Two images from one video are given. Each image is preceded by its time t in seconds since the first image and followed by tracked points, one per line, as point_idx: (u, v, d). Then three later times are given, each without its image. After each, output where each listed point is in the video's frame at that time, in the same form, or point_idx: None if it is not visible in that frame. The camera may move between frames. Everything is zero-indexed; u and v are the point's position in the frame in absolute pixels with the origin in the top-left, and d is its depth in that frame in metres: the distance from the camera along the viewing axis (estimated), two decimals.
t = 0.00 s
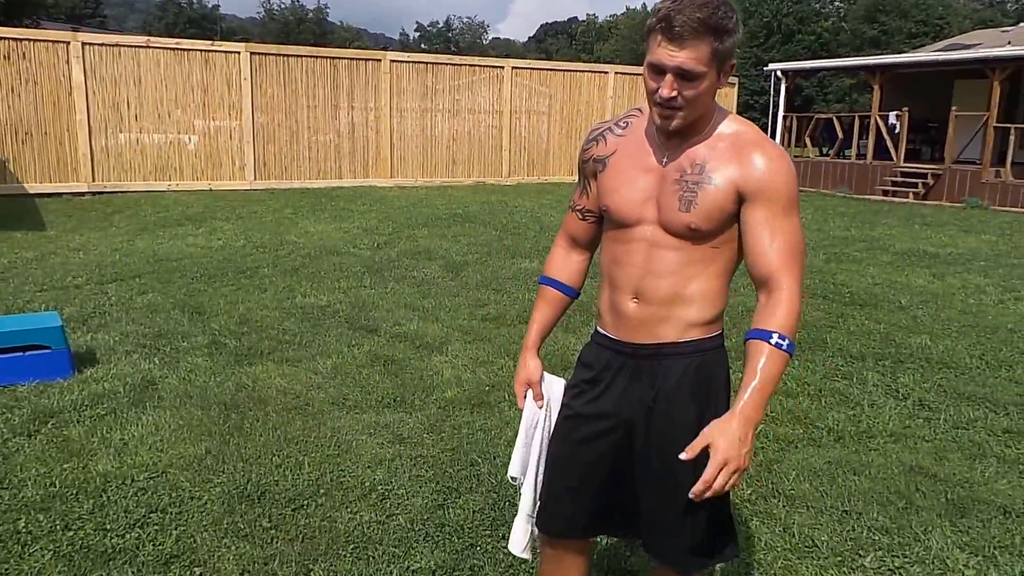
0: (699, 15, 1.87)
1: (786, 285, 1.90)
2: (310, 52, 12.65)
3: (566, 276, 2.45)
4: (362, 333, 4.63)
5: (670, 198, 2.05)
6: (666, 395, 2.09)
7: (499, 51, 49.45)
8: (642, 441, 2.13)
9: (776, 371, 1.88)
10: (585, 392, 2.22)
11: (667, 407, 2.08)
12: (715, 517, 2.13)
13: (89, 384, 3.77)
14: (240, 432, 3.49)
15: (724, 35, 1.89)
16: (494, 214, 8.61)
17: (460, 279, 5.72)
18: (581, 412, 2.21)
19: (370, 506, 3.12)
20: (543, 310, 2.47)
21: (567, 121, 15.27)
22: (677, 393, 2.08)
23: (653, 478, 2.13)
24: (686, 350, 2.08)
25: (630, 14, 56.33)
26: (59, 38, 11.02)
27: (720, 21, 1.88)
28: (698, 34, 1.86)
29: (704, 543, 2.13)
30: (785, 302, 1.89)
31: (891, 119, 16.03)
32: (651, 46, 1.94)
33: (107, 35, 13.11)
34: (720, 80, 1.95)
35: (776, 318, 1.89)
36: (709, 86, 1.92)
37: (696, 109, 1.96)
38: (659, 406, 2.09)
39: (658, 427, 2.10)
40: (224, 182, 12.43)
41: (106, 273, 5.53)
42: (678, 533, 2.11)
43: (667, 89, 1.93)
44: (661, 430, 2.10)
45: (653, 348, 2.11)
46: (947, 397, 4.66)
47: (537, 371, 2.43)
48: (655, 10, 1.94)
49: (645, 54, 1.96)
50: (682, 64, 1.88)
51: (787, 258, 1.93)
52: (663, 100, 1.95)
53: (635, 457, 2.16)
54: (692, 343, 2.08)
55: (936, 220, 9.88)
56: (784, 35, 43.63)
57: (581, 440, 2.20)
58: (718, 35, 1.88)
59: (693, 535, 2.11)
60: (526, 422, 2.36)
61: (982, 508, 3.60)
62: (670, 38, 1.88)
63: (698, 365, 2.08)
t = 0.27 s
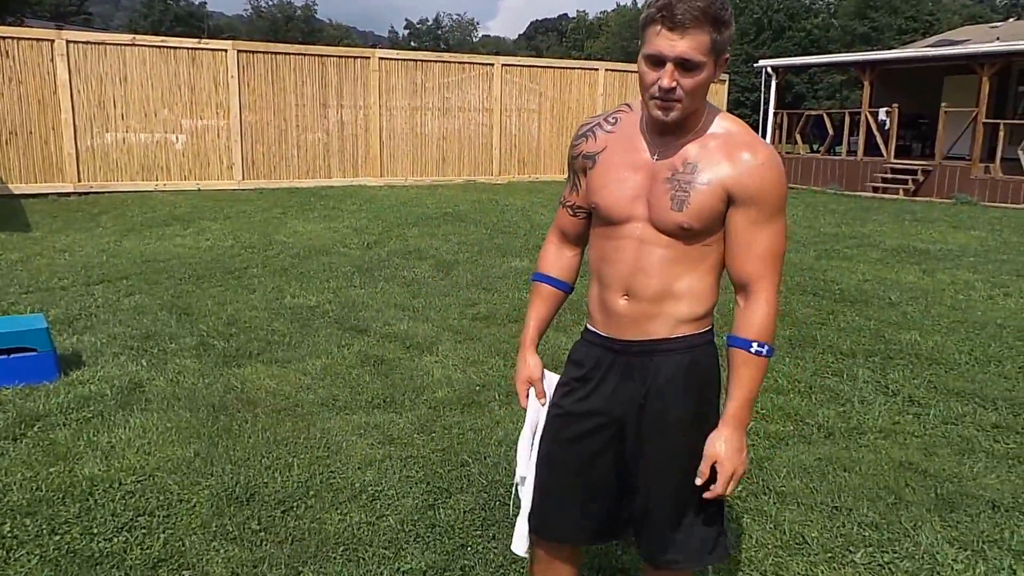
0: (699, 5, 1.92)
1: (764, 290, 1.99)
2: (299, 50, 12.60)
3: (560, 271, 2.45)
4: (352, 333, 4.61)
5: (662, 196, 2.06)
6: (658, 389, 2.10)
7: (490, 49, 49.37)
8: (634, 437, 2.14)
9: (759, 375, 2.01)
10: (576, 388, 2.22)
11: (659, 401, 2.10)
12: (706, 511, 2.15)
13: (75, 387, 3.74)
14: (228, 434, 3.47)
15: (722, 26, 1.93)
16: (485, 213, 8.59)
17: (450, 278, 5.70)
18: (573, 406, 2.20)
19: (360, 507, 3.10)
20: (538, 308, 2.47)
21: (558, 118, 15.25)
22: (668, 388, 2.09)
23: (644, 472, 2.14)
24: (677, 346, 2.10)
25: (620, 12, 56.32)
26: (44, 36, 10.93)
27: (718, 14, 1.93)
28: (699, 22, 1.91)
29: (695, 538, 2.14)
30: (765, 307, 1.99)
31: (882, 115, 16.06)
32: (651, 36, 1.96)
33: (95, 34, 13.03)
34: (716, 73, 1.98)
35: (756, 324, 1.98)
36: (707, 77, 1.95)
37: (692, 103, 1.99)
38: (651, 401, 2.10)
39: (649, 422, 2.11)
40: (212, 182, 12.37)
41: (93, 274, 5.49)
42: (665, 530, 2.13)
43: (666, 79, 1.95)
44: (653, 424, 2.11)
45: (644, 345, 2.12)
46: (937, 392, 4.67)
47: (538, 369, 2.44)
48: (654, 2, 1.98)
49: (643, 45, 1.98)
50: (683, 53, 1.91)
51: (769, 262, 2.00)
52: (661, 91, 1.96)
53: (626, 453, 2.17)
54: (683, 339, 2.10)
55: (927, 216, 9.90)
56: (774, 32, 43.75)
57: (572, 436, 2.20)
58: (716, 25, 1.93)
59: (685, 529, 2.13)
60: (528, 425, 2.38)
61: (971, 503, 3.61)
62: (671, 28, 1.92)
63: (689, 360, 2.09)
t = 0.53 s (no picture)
0: (697, 8, 1.92)
1: (769, 283, 2.00)
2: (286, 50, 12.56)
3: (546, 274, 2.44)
4: (342, 335, 4.59)
5: (655, 196, 2.06)
6: (650, 387, 2.10)
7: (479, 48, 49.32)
8: (626, 436, 2.13)
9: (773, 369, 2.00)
10: (568, 388, 2.21)
11: (651, 399, 2.09)
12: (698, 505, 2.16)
13: (60, 391, 3.70)
14: (217, 438, 3.44)
15: (717, 29, 1.94)
16: (475, 213, 8.58)
17: (441, 279, 5.68)
18: (564, 407, 2.19)
19: (351, 509, 3.09)
20: (523, 309, 2.47)
21: (548, 117, 15.23)
22: (661, 386, 2.09)
23: (637, 471, 2.14)
24: (671, 344, 2.10)
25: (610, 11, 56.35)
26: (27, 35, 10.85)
27: (713, 16, 1.94)
28: (696, 25, 1.91)
29: (687, 532, 2.16)
30: (773, 301, 1.99)
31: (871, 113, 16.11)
32: (647, 38, 1.95)
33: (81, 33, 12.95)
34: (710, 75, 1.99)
35: (766, 318, 1.98)
36: (703, 79, 1.96)
37: (686, 104, 1.99)
38: (643, 400, 2.10)
39: (641, 420, 2.11)
40: (200, 183, 12.30)
41: (79, 277, 5.44)
42: (662, 528, 2.13)
43: (662, 81, 1.95)
44: (645, 423, 2.10)
45: (637, 344, 2.11)
46: (926, 390, 4.69)
47: (520, 372, 2.44)
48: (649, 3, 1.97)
49: (638, 46, 1.97)
50: (681, 55, 1.91)
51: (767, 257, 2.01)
52: (658, 94, 1.95)
53: (618, 452, 2.15)
54: (676, 337, 2.10)
55: (916, 214, 9.93)
56: (764, 30, 43.91)
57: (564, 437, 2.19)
58: (712, 28, 1.93)
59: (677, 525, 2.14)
60: (507, 422, 2.37)
61: (960, 499, 3.61)
62: (669, 30, 1.91)
63: (682, 359, 2.10)
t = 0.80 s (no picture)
0: (680, 5, 1.91)
1: (745, 285, 2.00)
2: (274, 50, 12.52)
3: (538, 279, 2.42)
4: (332, 337, 4.57)
5: (645, 195, 2.05)
6: (642, 388, 2.09)
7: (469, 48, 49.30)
8: (616, 437, 2.13)
9: (739, 369, 2.01)
10: (559, 390, 2.20)
11: (642, 400, 2.09)
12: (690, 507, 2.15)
13: (47, 396, 3.67)
14: (206, 442, 3.42)
15: (702, 25, 1.93)
16: (465, 214, 8.56)
17: (431, 281, 5.67)
18: (556, 409, 2.19)
19: (341, 513, 3.07)
20: (515, 312, 2.43)
21: (538, 117, 15.22)
22: (652, 388, 2.09)
23: (628, 472, 2.13)
24: (662, 345, 2.09)
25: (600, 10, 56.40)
26: (10, 36, 10.77)
27: (698, 12, 1.93)
28: (679, 22, 1.90)
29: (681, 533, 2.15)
30: (750, 302, 1.99)
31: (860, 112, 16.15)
32: (632, 36, 1.95)
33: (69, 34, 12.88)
34: (697, 73, 1.98)
35: (743, 320, 1.98)
36: (688, 76, 1.94)
37: (673, 103, 1.98)
38: (634, 400, 2.10)
39: (633, 421, 2.10)
40: (187, 186, 12.24)
41: (66, 281, 5.41)
42: (655, 528, 2.12)
43: (648, 80, 1.93)
44: (635, 425, 2.10)
45: (629, 344, 2.11)
46: (916, 388, 4.70)
47: (514, 374, 2.41)
48: (633, 3, 1.97)
49: (624, 46, 1.96)
50: (664, 53, 1.90)
51: (755, 257, 2.01)
52: (643, 92, 1.94)
53: (610, 453, 2.15)
54: (668, 337, 2.09)
55: (906, 213, 9.95)
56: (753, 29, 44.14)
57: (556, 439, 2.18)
58: (696, 25, 1.92)
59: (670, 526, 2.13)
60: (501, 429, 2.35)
61: (949, 496, 3.62)
62: (652, 28, 1.91)
63: (673, 359, 2.09)
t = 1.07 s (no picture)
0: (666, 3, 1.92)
1: (734, 284, 2.01)
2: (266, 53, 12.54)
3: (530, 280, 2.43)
4: (324, 340, 4.59)
5: (634, 194, 2.06)
6: (630, 387, 2.10)
7: (464, 49, 49.26)
8: (606, 436, 2.14)
9: (728, 369, 2.02)
10: (550, 389, 2.21)
11: (630, 398, 2.10)
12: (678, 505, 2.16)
13: (37, 401, 3.68)
14: (196, 445, 3.44)
15: (689, 24, 1.94)
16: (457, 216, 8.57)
17: (422, 282, 5.68)
18: (546, 409, 2.20)
19: (331, 515, 3.09)
20: (507, 313, 2.44)
21: (531, 118, 15.22)
22: (640, 386, 2.10)
23: (617, 471, 2.14)
24: (650, 343, 2.10)
25: (595, 10, 56.41)
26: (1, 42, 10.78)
27: (684, 11, 1.94)
28: (664, 21, 1.91)
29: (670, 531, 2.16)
30: (739, 299, 2.01)
31: (855, 110, 16.16)
32: (618, 35, 1.96)
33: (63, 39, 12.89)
34: (684, 72, 1.99)
35: (729, 318, 1.99)
36: (675, 75, 1.95)
37: (660, 102, 1.99)
38: (623, 398, 2.11)
39: (622, 420, 2.11)
40: (178, 190, 12.24)
41: (56, 286, 5.42)
42: (641, 527, 2.13)
43: (635, 79, 1.95)
44: (624, 423, 2.11)
45: (617, 343, 2.12)
46: (908, 385, 4.71)
47: (507, 375, 2.44)
48: (620, 3, 1.98)
49: (610, 45, 1.98)
50: (650, 51, 1.91)
51: (743, 255, 2.02)
52: (630, 89, 1.96)
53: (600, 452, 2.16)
54: (656, 336, 2.10)
55: (899, 210, 9.96)
56: (748, 28, 44.16)
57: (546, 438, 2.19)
58: (682, 23, 1.93)
59: (658, 526, 2.14)
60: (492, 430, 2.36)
61: (941, 494, 3.63)
62: (637, 26, 1.92)
63: (661, 357, 2.10)
